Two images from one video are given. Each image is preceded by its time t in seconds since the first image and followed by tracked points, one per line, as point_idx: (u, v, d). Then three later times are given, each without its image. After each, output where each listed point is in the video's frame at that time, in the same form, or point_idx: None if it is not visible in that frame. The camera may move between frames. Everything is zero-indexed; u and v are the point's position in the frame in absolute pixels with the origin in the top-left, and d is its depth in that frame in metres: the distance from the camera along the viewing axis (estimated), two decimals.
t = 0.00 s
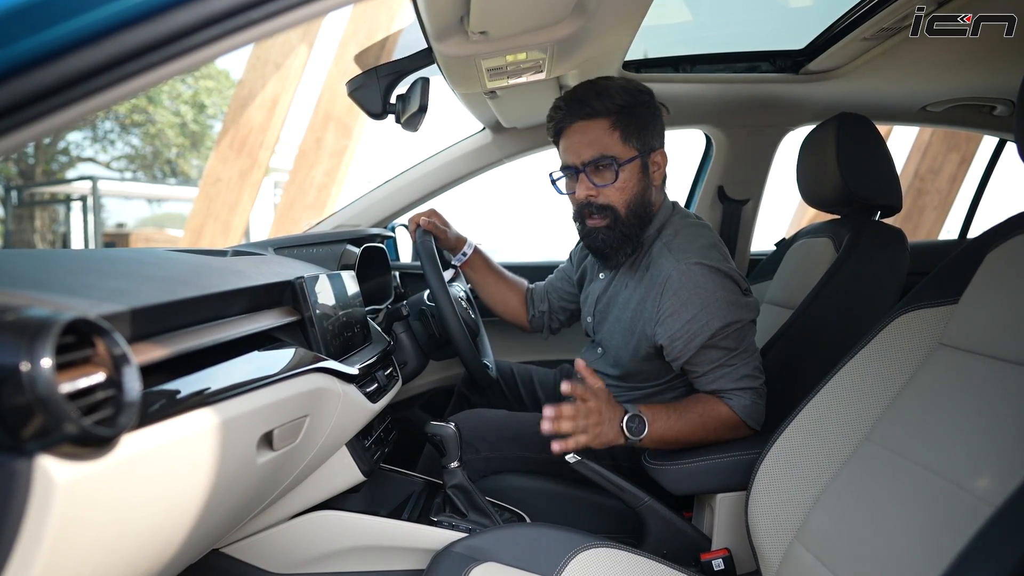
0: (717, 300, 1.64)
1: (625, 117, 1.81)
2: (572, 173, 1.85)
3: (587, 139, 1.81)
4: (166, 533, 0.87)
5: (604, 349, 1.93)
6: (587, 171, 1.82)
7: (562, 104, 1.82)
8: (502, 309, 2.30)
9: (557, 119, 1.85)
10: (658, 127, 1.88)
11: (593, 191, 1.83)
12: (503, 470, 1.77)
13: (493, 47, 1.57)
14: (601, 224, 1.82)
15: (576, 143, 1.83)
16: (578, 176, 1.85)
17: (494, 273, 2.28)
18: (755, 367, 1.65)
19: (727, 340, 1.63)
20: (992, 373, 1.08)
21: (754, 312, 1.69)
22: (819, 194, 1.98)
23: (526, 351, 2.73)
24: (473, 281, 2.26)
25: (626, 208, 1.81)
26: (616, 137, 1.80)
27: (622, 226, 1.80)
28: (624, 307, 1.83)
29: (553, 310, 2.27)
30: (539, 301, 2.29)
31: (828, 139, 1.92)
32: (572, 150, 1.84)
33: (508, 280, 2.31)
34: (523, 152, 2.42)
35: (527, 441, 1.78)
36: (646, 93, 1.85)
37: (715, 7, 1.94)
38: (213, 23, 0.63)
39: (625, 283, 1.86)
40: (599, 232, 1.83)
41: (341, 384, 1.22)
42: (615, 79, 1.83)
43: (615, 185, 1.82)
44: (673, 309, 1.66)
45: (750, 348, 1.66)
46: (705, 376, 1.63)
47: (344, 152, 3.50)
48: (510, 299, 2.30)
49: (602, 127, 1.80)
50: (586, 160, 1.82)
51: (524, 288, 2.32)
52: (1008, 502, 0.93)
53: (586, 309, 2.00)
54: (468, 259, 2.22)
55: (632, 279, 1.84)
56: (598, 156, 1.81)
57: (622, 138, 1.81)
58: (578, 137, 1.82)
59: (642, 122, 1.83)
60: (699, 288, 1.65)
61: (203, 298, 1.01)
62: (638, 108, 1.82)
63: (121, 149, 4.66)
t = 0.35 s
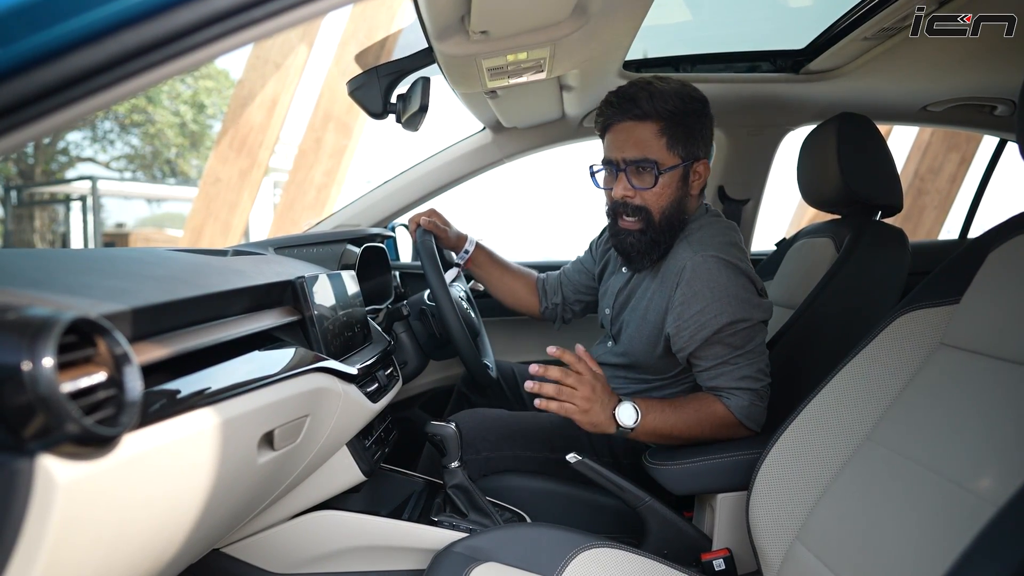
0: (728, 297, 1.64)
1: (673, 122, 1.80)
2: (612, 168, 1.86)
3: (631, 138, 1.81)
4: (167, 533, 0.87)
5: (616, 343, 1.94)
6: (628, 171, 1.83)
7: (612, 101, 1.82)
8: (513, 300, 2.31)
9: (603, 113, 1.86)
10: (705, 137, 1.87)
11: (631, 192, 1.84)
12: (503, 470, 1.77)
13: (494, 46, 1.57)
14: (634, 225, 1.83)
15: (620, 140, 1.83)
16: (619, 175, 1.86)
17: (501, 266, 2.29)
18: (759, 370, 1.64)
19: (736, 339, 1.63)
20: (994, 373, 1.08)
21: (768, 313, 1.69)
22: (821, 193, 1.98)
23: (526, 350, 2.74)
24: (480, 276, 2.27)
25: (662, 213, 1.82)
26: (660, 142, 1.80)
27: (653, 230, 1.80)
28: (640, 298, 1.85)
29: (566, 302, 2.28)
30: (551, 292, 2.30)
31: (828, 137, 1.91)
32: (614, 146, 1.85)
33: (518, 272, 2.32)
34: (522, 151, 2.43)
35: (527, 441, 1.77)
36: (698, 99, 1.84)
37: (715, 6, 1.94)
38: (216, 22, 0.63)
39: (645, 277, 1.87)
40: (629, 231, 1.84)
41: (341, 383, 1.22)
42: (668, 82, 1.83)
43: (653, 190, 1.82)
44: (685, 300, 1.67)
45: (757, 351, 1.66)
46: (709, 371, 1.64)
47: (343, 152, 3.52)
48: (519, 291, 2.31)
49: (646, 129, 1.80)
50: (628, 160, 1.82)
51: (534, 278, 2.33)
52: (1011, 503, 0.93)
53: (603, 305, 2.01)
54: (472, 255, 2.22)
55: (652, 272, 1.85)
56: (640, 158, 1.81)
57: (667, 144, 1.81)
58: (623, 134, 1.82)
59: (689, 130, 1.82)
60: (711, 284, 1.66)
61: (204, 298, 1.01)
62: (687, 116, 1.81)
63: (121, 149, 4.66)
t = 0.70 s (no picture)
0: (742, 290, 1.66)
1: (689, 116, 1.82)
2: (627, 159, 1.85)
3: (648, 129, 1.81)
4: (169, 533, 0.87)
5: (621, 342, 1.94)
6: (645, 161, 1.83)
7: (628, 94, 1.83)
8: (512, 302, 2.29)
9: (619, 106, 1.86)
10: (717, 133, 1.89)
11: (647, 182, 1.83)
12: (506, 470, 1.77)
13: (495, 45, 1.57)
14: (648, 215, 1.82)
15: (636, 132, 1.83)
16: (634, 166, 1.85)
17: (502, 267, 2.27)
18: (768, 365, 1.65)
19: (749, 333, 1.64)
20: (999, 372, 1.08)
21: (777, 312, 1.70)
22: (824, 192, 1.97)
23: (527, 350, 2.73)
24: (481, 277, 2.26)
25: (678, 202, 1.82)
26: (678, 134, 1.82)
27: (669, 219, 1.80)
28: (650, 293, 1.85)
29: (569, 305, 2.27)
30: (554, 296, 2.29)
31: (830, 137, 1.91)
32: (630, 138, 1.85)
33: (520, 275, 2.31)
34: (523, 151, 2.42)
35: (529, 441, 1.77)
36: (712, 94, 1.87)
37: (717, 5, 1.94)
38: (219, 19, 0.63)
39: (654, 273, 1.87)
40: (643, 220, 1.82)
41: (343, 383, 1.21)
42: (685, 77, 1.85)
43: (670, 180, 1.82)
44: (700, 292, 1.68)
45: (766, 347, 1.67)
46: (716, 365, 1.64)
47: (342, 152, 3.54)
48: (518, 291, 2.29)
49: (663, 121, 1.81)
50: (645, 150, 1.82)
51: (536, 283, 2.31)
52: (1018, 503, 0.93)
53: (608, 306, 2.01)
54: (473, 256, 2.20)
55: (662, 267, 1.85)
56: (657, 149, 1.81)
57: (683, 136, 1.82)
58: (639, 126, 1.83)
59: (703, 124, 1.85)
60: (726, 277, 1.67)
61: (206, 297, 1.00)
62: (702, 111, 1.83)
63: (121, 149, 4.65)
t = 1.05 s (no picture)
0: (737, 290, 1.65)
1: (681, 115, 1.82)
2: (621, 161, 1.86)
3: (640, 130, 1.82)
4: (173, 534, 0.87)
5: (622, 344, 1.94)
6: (638, 162, 1.83)
7: (618, 96, 1.83)
8: (512, 300, 2.28)
9: (609, 110, 1.87)
10: (711, 130, 1.89)
11: (642, 182, 1.84)
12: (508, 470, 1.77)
13: (497, 45, 1.57)
14: (647, 214, 1.82)
15: (629, 135, 1.84)
16: (628, 168, 1.86)
17: (502, 266, 2.27)
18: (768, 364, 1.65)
19: (746, 332, 1.64)
20: (1001, 372, 1.08)
21: (777, 312, 1.69)
22: (825, 192, 1.97)
23: (528, 350, 2.73)
24: (481, 276, 2.25)
25: (674, 201, 1.82)
26: (670, 133, 1.82)
27: (667, 218, 1.80)
28: (649, 296, 1.85)
29: (569, 306, 2.27)
30: (555, 296, 2.29)
31: (830, 139, 1.91)
32: (623, 141, 1.85)
33: (520, 274, 2.30)
34: (524, 151, 2.42)
35: (531, 441, 1.77)
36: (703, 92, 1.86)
37: (717, 6, 1.94)
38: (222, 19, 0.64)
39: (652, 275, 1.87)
40: (640, 220, 1.83)
41: (345, 383, 1.21)
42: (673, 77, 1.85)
43: (665, 179, 1.83)
44: (695, 295, 1.68)
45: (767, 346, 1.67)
46: (715, 365, 1.64)
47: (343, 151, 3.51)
48: (519, 292, 2.28)
49: (655, 121, 1.81)
50: (638, 151, 1.83)
51: (537, 282, 2.31)
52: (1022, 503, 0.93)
53: (609, 308, 2.01)
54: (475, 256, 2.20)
55: (660, 268, 1.85)
56: (650, 149, 1.82)
57: (676, 135, 1.83)
58: (631, 128, 1.83)
59: (696, 122, 1.85)
60: (721, 278, 1.67)
61: (209, 297, 1.00)
62: (694, 108, 1.83)
63: (120, 149, 4.65)
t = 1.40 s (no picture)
0: (740, 289, 1.66)
1: (683, 110, 1.84)
2: (626, 157, 1.86)
3: (644, 125, 1.83)
4: (176, 533, 0.87)
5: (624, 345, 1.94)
6: (643, 157, 1.84)
7: (622, 92, 1.84)
8: (510, 302, 2.29)
9: (612, 106, 1.88)
10: (711, 127, 1.91)
11: (647, 177, 1.85)
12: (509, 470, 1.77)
13: (499, 45, 1.57)
14: (653, 208, 1.83)
15: (632, 130, 1.85)
16: (632, 162, 1.86)
17: (502, 267, 2.27)
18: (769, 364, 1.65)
19: (749, 331, 1.64)
20: (1002, 372, 1.08)
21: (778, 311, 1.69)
22: (826, 192, 1.97)
23: (528, 350, 2.74)
24: (482, 278, 2.25)
25: (679, 195, 1.84)
26: (673, 127, 1.83)
27: (674, 212, 1.81)
28: (651, 294, 1.85)
29: (570, 307, 2.28)
30: (555, 297, 2.29)
31: (833, 139, 1.91)
32: (627, 137, 1.86)
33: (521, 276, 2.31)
34: (524, 151, 2.43)
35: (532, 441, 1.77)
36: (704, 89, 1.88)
37: (718, 6, 1.94)
38: (226, 19, 0.64)
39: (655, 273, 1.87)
40: (647, 215, 1.83)
41: (347, 383, 1.21)
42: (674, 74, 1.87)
43: (670, 173, 1.84)
44: (698, 293, 1.68)
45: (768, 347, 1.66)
46: (715, 364, 1.64)
47: (343, 152, 3.52)
48: (519, 294, 2.29)
49: (659, 116, 1.82)
50: (643, 146, 1.83)
51: (537, 284, 2.32)
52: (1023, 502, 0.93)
53: (611, 309, 2.02)
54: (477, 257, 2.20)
55: (663, 264, 1.86)
56: (655, 144, 1.82)
57: (679, 129, 1.84)
58: (635, 124, 1.84)
59: (697, 118, 1.86)
60: (723, 277, 1.67)
61: (212, 297, 1.01)
62: (696, 103, 1.85)
63: (120, 150, 4.66)
